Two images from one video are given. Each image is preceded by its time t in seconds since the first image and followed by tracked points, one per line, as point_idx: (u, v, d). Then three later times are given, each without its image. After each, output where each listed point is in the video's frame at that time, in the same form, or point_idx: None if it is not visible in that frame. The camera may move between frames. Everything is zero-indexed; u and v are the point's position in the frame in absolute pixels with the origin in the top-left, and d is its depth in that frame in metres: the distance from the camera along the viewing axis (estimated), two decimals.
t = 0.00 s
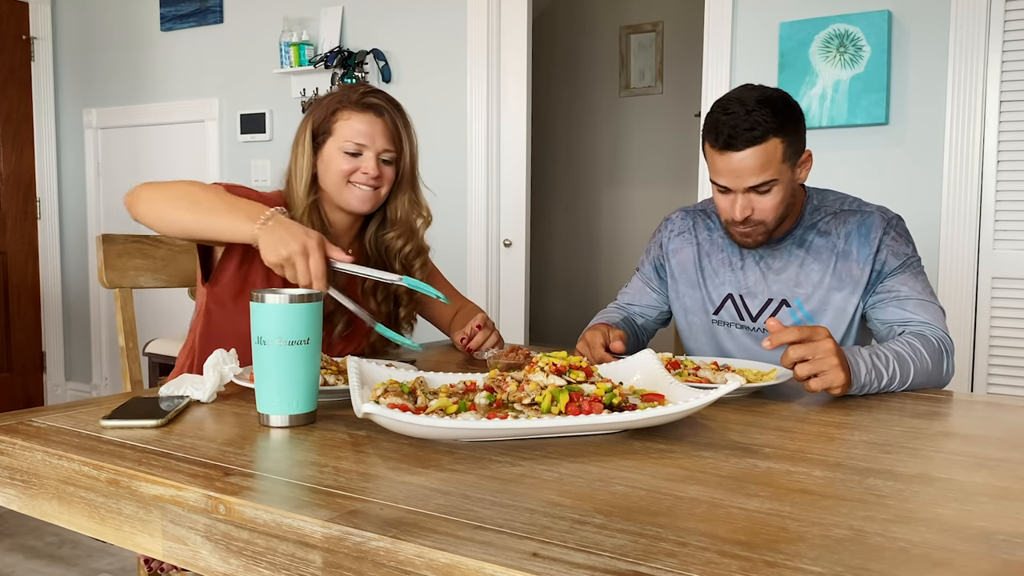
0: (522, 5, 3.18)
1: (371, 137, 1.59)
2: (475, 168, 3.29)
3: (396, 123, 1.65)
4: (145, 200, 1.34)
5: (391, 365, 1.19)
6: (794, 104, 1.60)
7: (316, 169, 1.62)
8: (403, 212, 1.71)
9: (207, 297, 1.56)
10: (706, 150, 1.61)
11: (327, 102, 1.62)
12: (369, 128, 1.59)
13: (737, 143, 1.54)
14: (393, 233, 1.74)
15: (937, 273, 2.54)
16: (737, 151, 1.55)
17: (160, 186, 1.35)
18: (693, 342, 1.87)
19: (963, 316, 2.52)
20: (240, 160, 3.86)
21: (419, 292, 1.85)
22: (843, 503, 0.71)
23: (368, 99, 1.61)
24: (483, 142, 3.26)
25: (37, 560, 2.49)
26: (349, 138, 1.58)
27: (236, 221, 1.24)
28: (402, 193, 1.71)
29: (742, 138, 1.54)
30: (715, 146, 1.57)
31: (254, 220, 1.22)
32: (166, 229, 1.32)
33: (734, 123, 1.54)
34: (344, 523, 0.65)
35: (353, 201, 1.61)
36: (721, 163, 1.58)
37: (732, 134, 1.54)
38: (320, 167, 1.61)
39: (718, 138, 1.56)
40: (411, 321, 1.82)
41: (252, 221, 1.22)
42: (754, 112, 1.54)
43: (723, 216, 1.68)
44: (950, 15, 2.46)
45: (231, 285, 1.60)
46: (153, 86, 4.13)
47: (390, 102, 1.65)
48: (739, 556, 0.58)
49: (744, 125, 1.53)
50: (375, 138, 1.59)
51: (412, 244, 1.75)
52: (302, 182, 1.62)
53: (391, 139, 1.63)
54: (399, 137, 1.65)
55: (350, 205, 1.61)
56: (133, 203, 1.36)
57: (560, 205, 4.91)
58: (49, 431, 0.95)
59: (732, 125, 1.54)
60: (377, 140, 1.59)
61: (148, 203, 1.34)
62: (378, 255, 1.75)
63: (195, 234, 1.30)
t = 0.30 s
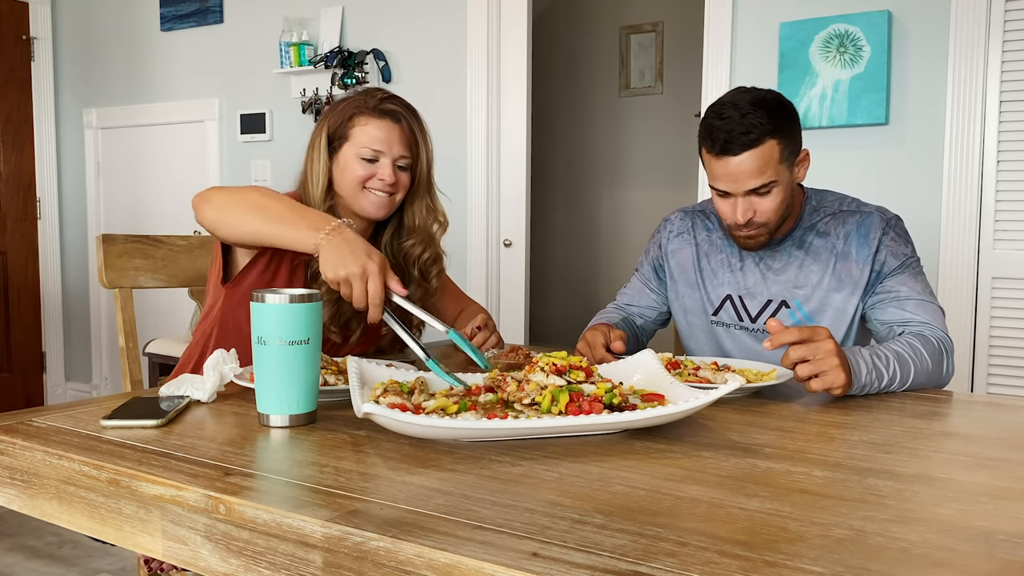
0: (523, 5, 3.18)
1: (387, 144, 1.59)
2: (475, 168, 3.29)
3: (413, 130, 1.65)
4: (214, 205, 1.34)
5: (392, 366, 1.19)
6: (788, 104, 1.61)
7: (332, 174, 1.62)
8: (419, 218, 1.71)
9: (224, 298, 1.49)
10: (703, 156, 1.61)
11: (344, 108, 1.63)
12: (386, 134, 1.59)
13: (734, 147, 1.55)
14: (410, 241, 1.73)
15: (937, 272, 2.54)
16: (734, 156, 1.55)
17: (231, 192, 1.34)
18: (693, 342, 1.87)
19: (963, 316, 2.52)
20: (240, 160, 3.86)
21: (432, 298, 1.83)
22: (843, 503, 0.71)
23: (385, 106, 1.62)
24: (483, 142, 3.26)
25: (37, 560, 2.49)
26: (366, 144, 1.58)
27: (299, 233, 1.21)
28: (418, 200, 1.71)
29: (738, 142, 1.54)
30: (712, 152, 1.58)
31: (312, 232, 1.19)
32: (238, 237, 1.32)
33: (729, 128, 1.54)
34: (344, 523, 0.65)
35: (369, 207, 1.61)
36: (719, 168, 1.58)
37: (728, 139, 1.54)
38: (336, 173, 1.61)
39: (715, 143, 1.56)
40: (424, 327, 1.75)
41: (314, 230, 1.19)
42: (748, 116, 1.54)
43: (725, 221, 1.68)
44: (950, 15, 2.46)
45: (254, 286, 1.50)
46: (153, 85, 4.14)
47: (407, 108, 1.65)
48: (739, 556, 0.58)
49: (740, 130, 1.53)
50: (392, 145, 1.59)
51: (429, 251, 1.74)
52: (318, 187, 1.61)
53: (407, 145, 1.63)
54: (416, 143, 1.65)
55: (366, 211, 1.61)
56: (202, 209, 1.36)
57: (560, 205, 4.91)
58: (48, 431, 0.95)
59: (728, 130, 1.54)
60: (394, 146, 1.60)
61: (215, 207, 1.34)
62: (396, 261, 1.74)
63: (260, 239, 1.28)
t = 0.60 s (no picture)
0: (522, 5, 3.18)
1: (391, 147, 1.59)
2: (475, 167, 3.29)
3: (416, 133, 1.65)
4: (199, 207, 1.34)
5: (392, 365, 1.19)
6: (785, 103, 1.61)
7: (334, 177, 1.62)
8: (419, 221, 1.72)
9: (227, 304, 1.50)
10: (701, 157, 1.62)
11: (347, 109, 1.62)
12: (389, 137, 1.59)
13: (731, 148, 1.55)
14: (410, 243, 1.73)
15: (937, 273, 2.54)
16: (731, 156, 1.55)
17: (216, 192, 1.34)
18: (693, 342, 1.87)
19: (963, 316, 2.52)
20: (240, 160, 3.86)
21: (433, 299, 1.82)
22: (843, 503, 0.71)
23: (389, 109, 1.61)
24: (483, 142, 3.26)
25: (37, 560, 2.49)
26: (369, 147, 1.58)
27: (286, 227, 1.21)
28: (418, 201, 1.71)
29: (735, 142, 1.54)
30: (709, 153, 1.58)
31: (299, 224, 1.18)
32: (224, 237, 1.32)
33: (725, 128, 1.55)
34: (344, 523, 0.65)
35: (370, 210, 1.61)
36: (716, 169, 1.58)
37: (725, 140, 1.55)
38: (338, 176, 1.61)
39: (712, 144, 1.57)
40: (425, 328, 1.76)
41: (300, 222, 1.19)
42: (744, 115, 1.54)
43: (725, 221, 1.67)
44: (950, 15, 2.46)
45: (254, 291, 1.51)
46: (153, 85, 4.13)
47: (411, 111, 1.64)
48: (739, 556, 0.58)
49: (737, 130, 1.54)
50: (395, 148, 1.59)
51: (428, 253, 1.74)
52: (321, 190, 1.61)
53: (411, 149, 1.63)
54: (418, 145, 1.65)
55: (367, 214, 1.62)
56: (187, 214, 1.36)
57: (560, 205, 4.91)
58: (48, 431, 0.95)
59: (724, 131, 1.55)
60: (397, 150, 1.59)
61: (200, 208, 1.34)
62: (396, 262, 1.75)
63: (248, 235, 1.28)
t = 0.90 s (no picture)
0: (522, 4, 3.18)
1: (386, 144, 1.59)
2: (475, 167, 3.29)
3: (411, 128, 1.64)
4: (229, 205, 1.32)
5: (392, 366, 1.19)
6: (784, 106, 1.60)
7: (330, 176, 1.62)
8: (414, 218, 1.71)
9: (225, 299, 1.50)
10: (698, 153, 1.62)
11: (342, 108, 1.62)
12: (384, 134, 1.59)
13: (725, 147, 1.55)
14: (404, 240, 1.73)
15: (937, 272, 2.54)
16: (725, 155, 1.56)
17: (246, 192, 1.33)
18: (693, 341, 1.87)
19: (963, 316, 2.52)
20: (240, 160, 3.86)
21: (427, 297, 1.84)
22: (843, 504, 0.71)
23: (383, 105, 1.61)
24: (482, 142, 3.26)
25: (37, 560, 2.49)
26: (364, 145, 1.57)
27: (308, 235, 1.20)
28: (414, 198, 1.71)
29: (730, 142, 1.55)
30: (705, 150, 1.58)
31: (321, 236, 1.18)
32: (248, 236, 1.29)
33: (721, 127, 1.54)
34: (344, 523, 0.65)
35: (368, 208, 1.62)
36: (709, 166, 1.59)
37: (721, 139, 1.55)
38: (334, 175, 1.61)
39: (707, 141, 1.57)
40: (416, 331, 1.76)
41: (326, 235, 1.18)
42: (742, 116, 1.54)
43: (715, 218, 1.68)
44: (950, 15, 2.46)
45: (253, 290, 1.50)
46: (153, 85, 4.14)
47: (405, 107, 1.64)
48: (740, 556, 0.58)
49: (733, 130, 1.54)
50: (390, 145, 1.59)
51: (422, 250, 1.75)
52: (317, 190, 1.61)
53: (406, 144, 1.63)
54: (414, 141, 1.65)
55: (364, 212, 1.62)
56: (215, 211, 1.34)
57: (560, 205, 4.91)
58: (48, 431, 0.95)
59: (722, 129, 1.55)
60: (393, 146, 1.59)
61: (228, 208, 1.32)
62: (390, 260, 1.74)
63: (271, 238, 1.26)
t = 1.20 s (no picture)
0: (522, 5, 3.18)
1: (387, 143, 1.59)
2: (475, 167, 3.29)
3: (411, 128, 1.65)
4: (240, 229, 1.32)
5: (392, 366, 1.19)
6: (787, 102, 1.61)
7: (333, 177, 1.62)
8: (417, 217, 1.71)
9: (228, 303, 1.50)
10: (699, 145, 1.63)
11: (342, 108, 1.62)
12: (385, 133, 1.59)
13: (727, 137, 1.56)
14: (407, 238, 1.74)
15: (937, 272, 2.54)
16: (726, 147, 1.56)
17: (256, 215, 1.32)
18: (693, 341, 1.87)
19: (963, 316, 2.52)
20: (240, 160, 3.86)
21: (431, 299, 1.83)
22: (843, 503, 0.71)
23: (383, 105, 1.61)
24: (482, 142, 3.26)
25: (37, 560, 2.49)
26: (366, 145, 1.58)
27: (324, 261, 1.19)
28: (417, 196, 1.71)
29: (732, 133, 1.55)
30: (706, 141, 1.59)
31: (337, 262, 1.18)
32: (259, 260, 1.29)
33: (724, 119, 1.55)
34: (344, 523, 0.65)
35: (371, 208, 1.61)
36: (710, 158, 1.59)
37: (722, 129, 1.55)
38: (336, 176, 1.61)
39: (709, 133, 1.57)
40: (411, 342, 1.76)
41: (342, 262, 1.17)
42: (745, 107, 1.55)
43: (716, 213, 1.68)
44: (950, 14, 2.46)
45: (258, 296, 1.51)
46: (153, 85, 4.14)
47: (404, 106, 1.64)
48: (739, 556, 0.58)
49: (735, 121, 1.54)
50: (392, 143, 1.60)
51: (426, 249, 1.75)
52: (320, 192, 1.60)
53: (406, 143, 1.63)
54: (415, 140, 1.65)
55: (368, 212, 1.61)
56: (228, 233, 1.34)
57: (560, 205, 4.91)
58: (48, 431, 0.95)
59: (724, 120, 1.55)
60: (394, 145, 1.60)
61: (242, 234, 1.31)
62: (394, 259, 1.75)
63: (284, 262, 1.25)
